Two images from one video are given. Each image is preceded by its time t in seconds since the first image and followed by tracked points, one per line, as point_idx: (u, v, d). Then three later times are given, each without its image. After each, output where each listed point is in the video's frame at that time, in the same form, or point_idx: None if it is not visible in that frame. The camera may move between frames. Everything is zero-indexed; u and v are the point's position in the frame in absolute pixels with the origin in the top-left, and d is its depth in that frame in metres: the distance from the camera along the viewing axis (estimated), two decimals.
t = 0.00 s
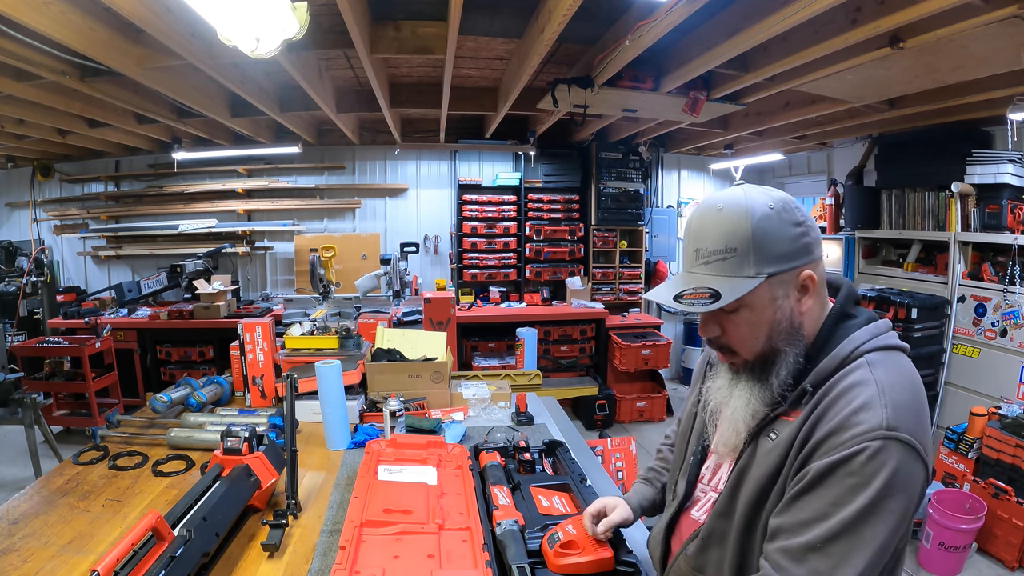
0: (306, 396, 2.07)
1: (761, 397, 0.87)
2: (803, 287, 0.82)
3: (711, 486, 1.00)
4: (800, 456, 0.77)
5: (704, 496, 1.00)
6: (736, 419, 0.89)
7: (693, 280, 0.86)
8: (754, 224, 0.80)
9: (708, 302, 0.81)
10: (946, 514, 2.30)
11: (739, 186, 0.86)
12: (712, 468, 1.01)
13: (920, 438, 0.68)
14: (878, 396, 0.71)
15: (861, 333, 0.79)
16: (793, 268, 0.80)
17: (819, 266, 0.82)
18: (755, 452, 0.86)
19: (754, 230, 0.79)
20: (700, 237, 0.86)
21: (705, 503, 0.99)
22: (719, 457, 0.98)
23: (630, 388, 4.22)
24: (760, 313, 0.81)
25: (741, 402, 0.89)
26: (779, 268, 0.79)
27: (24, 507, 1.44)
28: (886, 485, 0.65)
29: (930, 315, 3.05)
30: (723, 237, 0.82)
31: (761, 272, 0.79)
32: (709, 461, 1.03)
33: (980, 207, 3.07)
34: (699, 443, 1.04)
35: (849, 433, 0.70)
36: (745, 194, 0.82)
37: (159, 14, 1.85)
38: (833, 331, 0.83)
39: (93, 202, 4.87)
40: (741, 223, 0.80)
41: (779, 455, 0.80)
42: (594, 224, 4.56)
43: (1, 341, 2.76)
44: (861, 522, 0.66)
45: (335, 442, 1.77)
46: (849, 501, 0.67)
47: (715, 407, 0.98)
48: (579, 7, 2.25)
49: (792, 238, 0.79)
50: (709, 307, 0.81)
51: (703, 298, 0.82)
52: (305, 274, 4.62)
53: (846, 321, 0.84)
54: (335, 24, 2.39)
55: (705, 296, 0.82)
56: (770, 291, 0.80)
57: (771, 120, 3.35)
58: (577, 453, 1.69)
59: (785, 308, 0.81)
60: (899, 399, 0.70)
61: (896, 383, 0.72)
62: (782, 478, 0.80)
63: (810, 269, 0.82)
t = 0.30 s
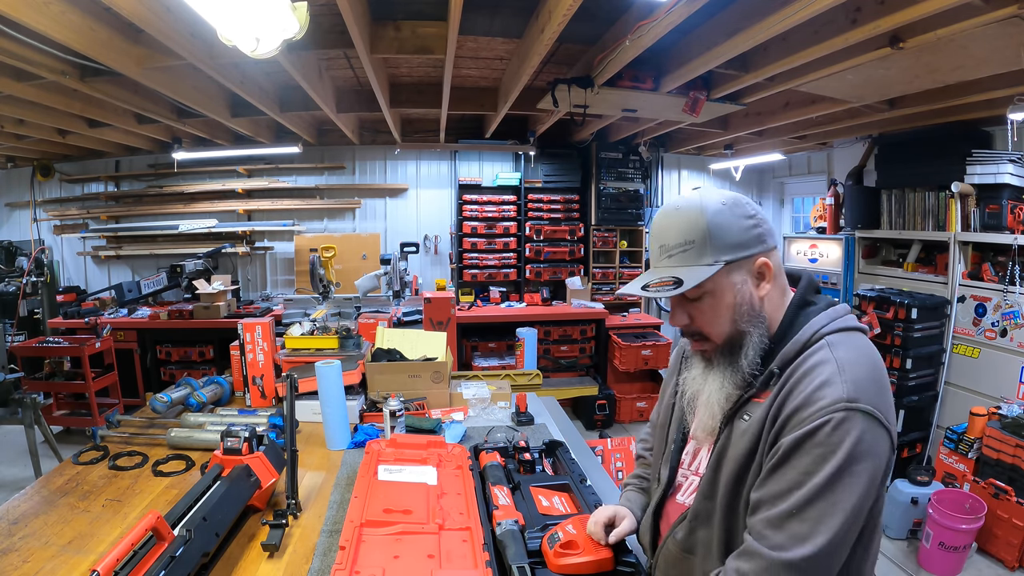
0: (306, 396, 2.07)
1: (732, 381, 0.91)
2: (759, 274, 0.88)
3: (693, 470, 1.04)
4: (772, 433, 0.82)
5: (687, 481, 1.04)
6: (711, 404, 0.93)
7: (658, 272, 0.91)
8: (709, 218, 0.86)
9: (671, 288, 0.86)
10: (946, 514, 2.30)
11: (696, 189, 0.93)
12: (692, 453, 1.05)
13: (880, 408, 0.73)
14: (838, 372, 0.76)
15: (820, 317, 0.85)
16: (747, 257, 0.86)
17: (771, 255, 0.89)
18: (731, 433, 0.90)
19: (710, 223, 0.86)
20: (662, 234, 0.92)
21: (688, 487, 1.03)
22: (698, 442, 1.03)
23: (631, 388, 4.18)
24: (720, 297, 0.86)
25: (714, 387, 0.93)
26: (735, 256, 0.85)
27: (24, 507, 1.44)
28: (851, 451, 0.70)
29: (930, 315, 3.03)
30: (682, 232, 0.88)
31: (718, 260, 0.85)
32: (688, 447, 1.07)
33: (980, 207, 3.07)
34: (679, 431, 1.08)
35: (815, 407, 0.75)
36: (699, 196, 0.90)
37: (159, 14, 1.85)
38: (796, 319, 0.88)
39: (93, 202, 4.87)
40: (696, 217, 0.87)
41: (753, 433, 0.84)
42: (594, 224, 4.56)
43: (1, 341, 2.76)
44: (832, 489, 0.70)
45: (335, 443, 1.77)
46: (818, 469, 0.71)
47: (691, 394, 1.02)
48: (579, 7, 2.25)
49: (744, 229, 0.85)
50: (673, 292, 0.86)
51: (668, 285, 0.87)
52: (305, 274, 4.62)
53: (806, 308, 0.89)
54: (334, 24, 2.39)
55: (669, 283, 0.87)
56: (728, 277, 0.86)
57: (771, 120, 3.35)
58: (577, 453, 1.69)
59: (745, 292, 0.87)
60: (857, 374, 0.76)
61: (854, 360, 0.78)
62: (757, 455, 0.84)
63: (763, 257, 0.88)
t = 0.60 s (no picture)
0: (306, 396, 2.07)
1: (710, 365, 0.95)
2: (728, 266, 0.95)
3: (675, 457, 1.08)
4: (749, 410, 0.86)
5: (671, 468, 1.07)
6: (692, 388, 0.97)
7: (636, 265, 0.96)
8: (680, 215, 0.92)
9: (650, 277, 0.91)
10: (946, 514, 2.30)
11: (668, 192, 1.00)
12: (673, 442, 1.08)
13: (847, 379, 0.79)
14: (807, 348, 0.82)
15: (787, 303, 0.91)
16: (717, 249, 0.92)
17: (738, 248, 0.95)
18: (710, 415, 0.94)
19: (682, 218, 0.92)
20: (639, 231, 0.98)
21: (672, 474, 1.07)
22: (679, 430, 1.06)
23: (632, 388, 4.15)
24: (695, 286, 0.92)
25: (693, 373, 0.97)
26: (706, 248, 0.91)
27: (24, 507, 1.44)
28: (824, 418, 0.75)
29: (930, 315, 3.03)
30: (657, 227, 0.94)
31: (690, 252, 0.91)
32: (669, 436, 1.11)
33: (980, 207, 3.07)
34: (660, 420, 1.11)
35: (788, 381, 0.80)
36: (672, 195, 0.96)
37: (159, 14, 1.85)
38: (765, 306, 0.94)
39: (93, 202, 4.87)
40: (670, 214, 0.93)
41: (732, 412, 0.89)
42: (594, 224, 4.56)
43: (1, 341, 2.77)
44: (809, 454, 0.74)
45: (335, 442, 1.77)
46: (796, 437, 0.75)
47: (670, 383, 1.06)
48: (579, 7, 2.25)
49: (713, 223, 0.91)
50: (652, 280, 0.90)
51: (646, 274, 0.92)
52: (305, 274, 4.62)
53: (772, 296, 0.96)
54: (334, 24, 2.39)
55: (648, 272, 0.92)
56: (701, 268, 0.92)
57: (771, 120, 3.35)
58: (577, 453, 1.69)
59: (717, 281, 0.93)
60: (824, 350, 0.81)
61: (820, 338, 0.83)
62: (737, 432, 0.88)
63: (730, 250, 0.95)
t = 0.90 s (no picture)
0: (306, 396, 2.07)
1: (698, 357, 0.97)
2: (711, 262, 0.98)
3: (667, 452, 1.09)
4: (739, 392, 0.89)
5: (664, 464, 1.09)
6: (681, 380, 0.99)
7: (626, 260, 0.97)
8: (666, 212, 0.94)
9: (643, 270, 0.92)
10: (946, 514, 2.30)
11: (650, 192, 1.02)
12: (665, 437, 1.10)
13: (828, 356, 0.82)
14: (788, 330, 0.85)
15: (767, 294, 0.95)
16: (701, 246, 0.95)
17: (719, 244, 0.99)
18: (701, 403, 0.96)
19: (668, 215, 0.94)
20: (626, 229, 0.99)
21: (667, 470, 1.08)
22: (670, 426, 1.08)
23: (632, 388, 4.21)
24: (684, 281, 0.94)
25: (682, 365, 0.99)
26: (691, 244, 0.94)
27: (24, 507, 1.44)
28: (807, 390, 0.78)
29: (930, 315, 3.03)
30: (645, 224, 0.95)
31: (677, 247, 0.93)
32: (660, 432, 1.12)
33: (980, 207, 3.07)
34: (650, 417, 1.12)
35: (773, 360, 0.82)
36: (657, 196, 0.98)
37: (159, 14, 1.85)
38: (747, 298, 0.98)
39: (93, 202, 4.87)
40: (657, 212, 0.95)
41: (722, 396, 0.91)
42: (594, 224, 4.56)
43: (1, 341, 2.76)
44: (796, 426, 0.77)
45: (335, 442, 1.77)
46: (782, 410, 0.78)
47: (660, 379, 1.08)
48: (579, 7, 2.25)
49: (697, 220, 0.94)
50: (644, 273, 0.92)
51: (638, 268, 0.93)
52: (305, 274, 4.62)
53: (752, 290, 0.99)
54: (335, 24, 2.39)
55: (640, 266, 0.93)
56: (688, 263, 0.94)
57: (771, 120, 3.35)
58: (577, 453, 1.69)
59: (702, 275, 0.96)
60: (804, 331, 0.85)
61: (801, 322, 0.87)
62: (728, 416, 0.91)
63: (712, 246, 0.98)
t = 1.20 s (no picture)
0: (306, 396, 2.07)
1: (697, 355, 0.97)
2: (706, 261, 0.99)
3: (667, 451, 1.09)
4: (745, 389, 0.89)
5: (665, 463, 1.09)
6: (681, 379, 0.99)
7: (624, 260, 0.97)
8: (661, 212, 0.95)
9: (642, 269, 0.92)
10: (946, 514, 2.30)
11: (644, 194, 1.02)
12: (664, 437, 1.10)
13: (828, 348, 0.84)
14: (788, 326, 0.87)
15: (760, 291, 0.96)
16: (697, 246, 0.96)
17: (712, 244, 1.00)
18: (702, 401, 0.96)
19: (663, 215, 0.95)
20: (623, 230, 0.98)
21: (667, 468, 1.08)
22: (669, 425, 1.08)
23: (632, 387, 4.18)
24: (682, 279, 0.95)
25: (681, 364, 0.99)
26: (687, 242, 0.95)
27: (24, 507, 1.44)
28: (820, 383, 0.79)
29: (930, 315, 3.03)
30: (641, 225, 0.95)
31: (674, 246, 0.94)
32: (659, 432, 1.12)
33: (980, 207, 3.07)
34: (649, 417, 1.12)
35: (778, 356, 0.83)
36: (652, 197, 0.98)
37: (159, 14, 1.85)
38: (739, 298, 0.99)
39: (93, 202, 4.87)
40: (653, 212, 0.95)
41: (725, 394, 0.91)
42: (594, 224, 4.56)
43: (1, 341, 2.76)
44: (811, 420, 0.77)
45: (335, 442, 1.77)
46: (802, 405, 0.78)
47: (658, 379, 1.07)
48: (579, 7, 2.25)
49: (691, 218, 0.95)
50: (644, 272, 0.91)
51: (638, 268, 0.93)
52: (305, 274, 4.62)
53: (744, 288, 1.01)
54: (334, 24, 2.39)
55: (639, 265, 0.93)
56: (685, 262, 0.95)
57: (771, 120, 3.35)
58: (577, 453, 1.69)
59: (699, 273, 0.97)
60: (802, 326, 0.86)
61: (796, 317, 0.89)
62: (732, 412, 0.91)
63: (707, 246, 0.99)
